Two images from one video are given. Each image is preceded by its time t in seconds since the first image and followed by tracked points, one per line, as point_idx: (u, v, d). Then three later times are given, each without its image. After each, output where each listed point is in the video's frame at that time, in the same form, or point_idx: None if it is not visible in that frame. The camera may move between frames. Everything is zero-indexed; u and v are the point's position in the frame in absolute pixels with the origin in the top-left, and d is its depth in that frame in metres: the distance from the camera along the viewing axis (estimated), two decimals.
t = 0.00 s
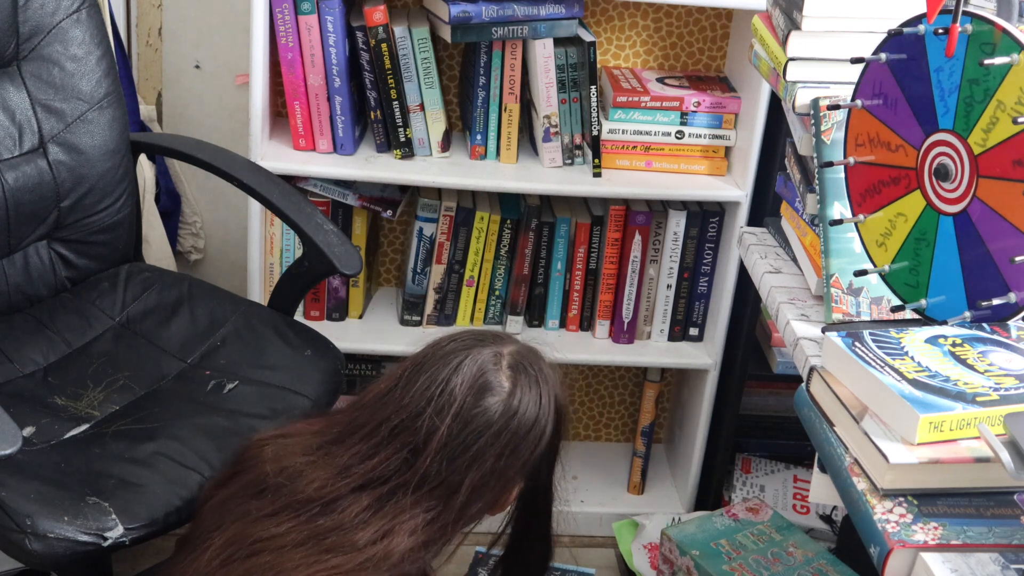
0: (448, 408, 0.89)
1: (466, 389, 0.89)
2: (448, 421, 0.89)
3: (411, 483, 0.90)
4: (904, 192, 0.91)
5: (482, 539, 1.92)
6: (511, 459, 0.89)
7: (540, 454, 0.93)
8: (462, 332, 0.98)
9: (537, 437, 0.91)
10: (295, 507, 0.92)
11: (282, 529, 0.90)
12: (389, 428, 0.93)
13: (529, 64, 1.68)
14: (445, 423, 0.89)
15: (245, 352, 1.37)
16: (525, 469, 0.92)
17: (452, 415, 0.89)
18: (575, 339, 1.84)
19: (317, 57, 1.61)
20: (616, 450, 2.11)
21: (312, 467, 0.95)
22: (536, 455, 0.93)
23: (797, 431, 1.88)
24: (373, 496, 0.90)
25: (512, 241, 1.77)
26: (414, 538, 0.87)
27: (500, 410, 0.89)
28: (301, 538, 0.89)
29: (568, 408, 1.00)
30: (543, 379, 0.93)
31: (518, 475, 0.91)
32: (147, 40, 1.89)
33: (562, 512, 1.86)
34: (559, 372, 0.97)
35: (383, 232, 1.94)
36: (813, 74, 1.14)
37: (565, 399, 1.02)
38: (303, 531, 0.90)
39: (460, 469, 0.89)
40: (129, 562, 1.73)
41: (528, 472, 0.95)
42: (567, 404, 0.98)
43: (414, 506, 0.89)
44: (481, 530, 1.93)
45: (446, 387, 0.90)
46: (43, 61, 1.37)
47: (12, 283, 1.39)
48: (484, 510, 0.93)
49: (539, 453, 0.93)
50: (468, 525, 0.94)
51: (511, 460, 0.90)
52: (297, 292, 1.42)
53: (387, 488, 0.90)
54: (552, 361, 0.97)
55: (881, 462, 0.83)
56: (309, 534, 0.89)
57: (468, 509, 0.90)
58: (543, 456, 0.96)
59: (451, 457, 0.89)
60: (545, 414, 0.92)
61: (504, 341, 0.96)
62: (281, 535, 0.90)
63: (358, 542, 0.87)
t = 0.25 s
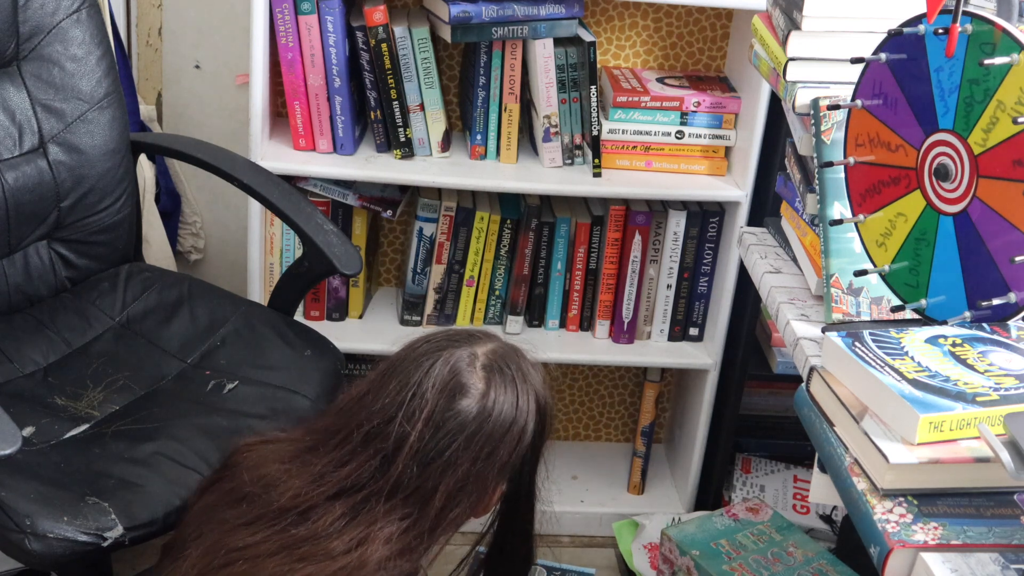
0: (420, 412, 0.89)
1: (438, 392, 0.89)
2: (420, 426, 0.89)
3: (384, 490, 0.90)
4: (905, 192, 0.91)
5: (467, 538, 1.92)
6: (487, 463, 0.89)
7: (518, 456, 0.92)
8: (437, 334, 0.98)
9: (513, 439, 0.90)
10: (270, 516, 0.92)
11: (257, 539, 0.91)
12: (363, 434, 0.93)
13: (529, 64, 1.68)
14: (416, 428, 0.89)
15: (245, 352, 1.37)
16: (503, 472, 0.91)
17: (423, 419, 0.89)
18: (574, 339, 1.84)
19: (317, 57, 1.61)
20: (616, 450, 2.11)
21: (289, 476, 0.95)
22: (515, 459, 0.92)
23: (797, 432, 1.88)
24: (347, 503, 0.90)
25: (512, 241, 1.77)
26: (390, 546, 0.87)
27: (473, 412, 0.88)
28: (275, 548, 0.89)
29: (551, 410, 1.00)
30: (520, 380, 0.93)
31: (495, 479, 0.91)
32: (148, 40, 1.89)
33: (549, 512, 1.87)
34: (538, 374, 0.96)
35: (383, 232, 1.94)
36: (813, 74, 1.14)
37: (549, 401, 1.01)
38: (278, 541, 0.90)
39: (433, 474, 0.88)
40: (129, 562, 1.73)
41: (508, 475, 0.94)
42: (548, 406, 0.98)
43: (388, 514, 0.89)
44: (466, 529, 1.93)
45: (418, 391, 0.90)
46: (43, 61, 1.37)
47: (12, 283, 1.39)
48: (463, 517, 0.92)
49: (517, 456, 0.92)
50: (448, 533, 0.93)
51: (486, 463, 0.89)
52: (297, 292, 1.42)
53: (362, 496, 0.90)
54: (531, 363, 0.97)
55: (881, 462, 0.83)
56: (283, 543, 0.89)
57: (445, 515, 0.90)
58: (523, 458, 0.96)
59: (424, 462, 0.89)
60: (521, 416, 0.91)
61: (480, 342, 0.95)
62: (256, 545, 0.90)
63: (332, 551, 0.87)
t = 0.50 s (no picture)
0: (417, 413, 0.89)
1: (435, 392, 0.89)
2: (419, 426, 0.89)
3: (383, 493, 0.90)
4: (905, 192, 0.91)
5: (467, 538, 1.92)
6: (486, 463, 0.89)
7: (518, 456, 0.92)
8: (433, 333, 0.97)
9: (512, 439, 0.90)
10: (268, 520, 0.92)
11: (255, 542, 0.91)
12: (361, 436, 0.93)
13: (529, 64, 1.68)
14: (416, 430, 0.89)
15: (245, 351, 1.37)
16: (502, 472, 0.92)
17: (420, 419, 0.89)
18: (574, 339, 1.84)
19: (317, 57, 1.61)
20: (616, 451, 2.11)
21: (287, 478, 0.95)
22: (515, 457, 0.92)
23: (797, 432, 1.88)
24: (346, 506, 0.90)
25: (512, 240, 1.77)
26: (389, 549, 0.87)
27: (471, 413, 0.88)
28: (272, 551, 0.89)
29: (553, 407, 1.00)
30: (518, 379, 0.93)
31: (495, 479, 0.91)
32: (148, 40, 1.89)
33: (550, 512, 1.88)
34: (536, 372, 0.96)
35: (383, 232, 1.94)
36: (813, 74, 1.14)
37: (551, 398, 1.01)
38: (276, 544, 0.90)
39: (432, 476, 0.89)
40: (130, 562, 1.73)
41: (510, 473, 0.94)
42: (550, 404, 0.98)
43: (388, 516, 0.89)
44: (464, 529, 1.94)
45: (414, 391, 0.90)
46: (43, 61, 1.37)
47: (11, 283, 1.39)
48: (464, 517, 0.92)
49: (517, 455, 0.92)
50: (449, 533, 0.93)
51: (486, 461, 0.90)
52: (297, 292, 1.43)
53: (360, 498, 0.91)
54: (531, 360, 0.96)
55: (881, 462, 0.83)
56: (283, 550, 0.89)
57: (445, 516, 0.90)
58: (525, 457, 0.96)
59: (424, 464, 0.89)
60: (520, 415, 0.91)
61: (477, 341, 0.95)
62: (254, 548, 0.90)
63: (332, 554, 0.87)
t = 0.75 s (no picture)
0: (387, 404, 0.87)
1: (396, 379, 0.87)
2: (380, 423, 0.87)
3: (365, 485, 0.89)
4: (905, 192, 0.91)
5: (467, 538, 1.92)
6: (462, 452, 0.86)
7: (501, 444, 0.89)
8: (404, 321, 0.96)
9: (488, 427, 0.87)
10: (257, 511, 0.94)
11: (242, 533, 0.92)
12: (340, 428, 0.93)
13: (529, 64, 1.68)
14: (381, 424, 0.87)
15: (245, 351, 1.37)
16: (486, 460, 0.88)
17: (390, 410, 0.87)
18: (574, 339, 1.84)
19: (317, 57, 1.61)
20: (616, 451, 2.11)
21: (275, 471, 0.96)
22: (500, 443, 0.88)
23: (797, 432, 1.88)
24: (329, 499, 0.91)
25: (512, 240, 1.77)
26: (373, 542, 0.87)
27: (438, 399, 0.86)
28: (259, 542, 0.90)
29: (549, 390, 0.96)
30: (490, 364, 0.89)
31: (477, 468, 0.87)
32: (148, 40, 1.89)
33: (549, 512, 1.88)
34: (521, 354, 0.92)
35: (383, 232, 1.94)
36: (813, 74, 1.14)
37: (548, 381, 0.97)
38: (263, 535, 0.91)
39: (409, 467, 0.87)
40: (130, 562, 1.73)
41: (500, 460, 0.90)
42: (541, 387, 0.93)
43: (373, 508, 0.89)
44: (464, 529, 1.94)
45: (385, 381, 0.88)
46: (43, 61, 1.37)
47: (11, 283, 1.39)
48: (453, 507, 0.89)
49: (500, 442, 0.88)
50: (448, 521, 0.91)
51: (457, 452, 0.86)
52: (297, 292, 1.43)
53: (344, 490, 0.91)
54: (515, 343, 0.93)
55: (881, 462, 0.83)
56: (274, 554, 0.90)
57: (431, 509, 0.88)
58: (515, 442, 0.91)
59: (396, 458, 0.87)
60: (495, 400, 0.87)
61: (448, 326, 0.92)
62: (241, 540, 0.92)
63: (316, 545, 0.88)
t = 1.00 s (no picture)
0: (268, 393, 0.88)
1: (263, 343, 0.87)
2: (257, 388, 0.87)
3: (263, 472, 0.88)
4: (905, 192, 0.91)
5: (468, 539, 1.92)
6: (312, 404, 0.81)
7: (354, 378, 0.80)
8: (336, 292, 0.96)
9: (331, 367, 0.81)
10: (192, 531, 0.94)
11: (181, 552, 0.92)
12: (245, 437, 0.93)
13: (529, 64, 1.68)
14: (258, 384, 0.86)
15: (245, 350, 1.37)
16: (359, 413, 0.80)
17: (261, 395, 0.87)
18: (573, 339, 1.84)
19: (317, 57, 1.61)
20: (615, 451, 2.11)
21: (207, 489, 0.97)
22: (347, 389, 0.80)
23: (797, 432, 1.88)
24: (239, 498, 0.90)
25: (512, 241, 1.77)
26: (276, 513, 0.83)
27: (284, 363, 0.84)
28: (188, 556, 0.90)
29: (433, 338, 0.83)
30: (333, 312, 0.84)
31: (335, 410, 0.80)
32: (148, 40, 1.89)
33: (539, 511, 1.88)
34: (386, 300, 0.84)
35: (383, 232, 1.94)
36: (813, 74, 1.14)
37: (455, 331, 0.84)
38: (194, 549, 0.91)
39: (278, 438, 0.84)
40: (130, 562, 1.73)
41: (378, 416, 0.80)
42: (415, 332, 0.82)
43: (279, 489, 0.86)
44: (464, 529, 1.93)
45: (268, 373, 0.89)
46: (38, 61, 1.37)
47: (8, 284, 1.39)
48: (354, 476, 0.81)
49: (354, 389, 0.80)
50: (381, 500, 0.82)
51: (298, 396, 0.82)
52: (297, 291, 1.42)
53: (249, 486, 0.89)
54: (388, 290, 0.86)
55: (881, 462, 0.83)
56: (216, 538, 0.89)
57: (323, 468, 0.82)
58: (393, 396, 0.80)
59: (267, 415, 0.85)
60: (323, 341, 0.82)
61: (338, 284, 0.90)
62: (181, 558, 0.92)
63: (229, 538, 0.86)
